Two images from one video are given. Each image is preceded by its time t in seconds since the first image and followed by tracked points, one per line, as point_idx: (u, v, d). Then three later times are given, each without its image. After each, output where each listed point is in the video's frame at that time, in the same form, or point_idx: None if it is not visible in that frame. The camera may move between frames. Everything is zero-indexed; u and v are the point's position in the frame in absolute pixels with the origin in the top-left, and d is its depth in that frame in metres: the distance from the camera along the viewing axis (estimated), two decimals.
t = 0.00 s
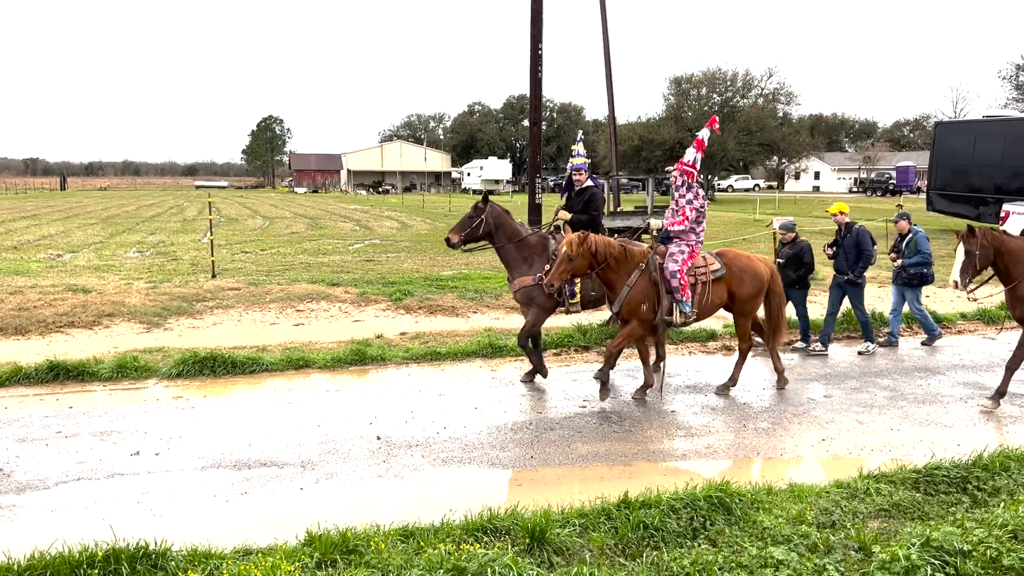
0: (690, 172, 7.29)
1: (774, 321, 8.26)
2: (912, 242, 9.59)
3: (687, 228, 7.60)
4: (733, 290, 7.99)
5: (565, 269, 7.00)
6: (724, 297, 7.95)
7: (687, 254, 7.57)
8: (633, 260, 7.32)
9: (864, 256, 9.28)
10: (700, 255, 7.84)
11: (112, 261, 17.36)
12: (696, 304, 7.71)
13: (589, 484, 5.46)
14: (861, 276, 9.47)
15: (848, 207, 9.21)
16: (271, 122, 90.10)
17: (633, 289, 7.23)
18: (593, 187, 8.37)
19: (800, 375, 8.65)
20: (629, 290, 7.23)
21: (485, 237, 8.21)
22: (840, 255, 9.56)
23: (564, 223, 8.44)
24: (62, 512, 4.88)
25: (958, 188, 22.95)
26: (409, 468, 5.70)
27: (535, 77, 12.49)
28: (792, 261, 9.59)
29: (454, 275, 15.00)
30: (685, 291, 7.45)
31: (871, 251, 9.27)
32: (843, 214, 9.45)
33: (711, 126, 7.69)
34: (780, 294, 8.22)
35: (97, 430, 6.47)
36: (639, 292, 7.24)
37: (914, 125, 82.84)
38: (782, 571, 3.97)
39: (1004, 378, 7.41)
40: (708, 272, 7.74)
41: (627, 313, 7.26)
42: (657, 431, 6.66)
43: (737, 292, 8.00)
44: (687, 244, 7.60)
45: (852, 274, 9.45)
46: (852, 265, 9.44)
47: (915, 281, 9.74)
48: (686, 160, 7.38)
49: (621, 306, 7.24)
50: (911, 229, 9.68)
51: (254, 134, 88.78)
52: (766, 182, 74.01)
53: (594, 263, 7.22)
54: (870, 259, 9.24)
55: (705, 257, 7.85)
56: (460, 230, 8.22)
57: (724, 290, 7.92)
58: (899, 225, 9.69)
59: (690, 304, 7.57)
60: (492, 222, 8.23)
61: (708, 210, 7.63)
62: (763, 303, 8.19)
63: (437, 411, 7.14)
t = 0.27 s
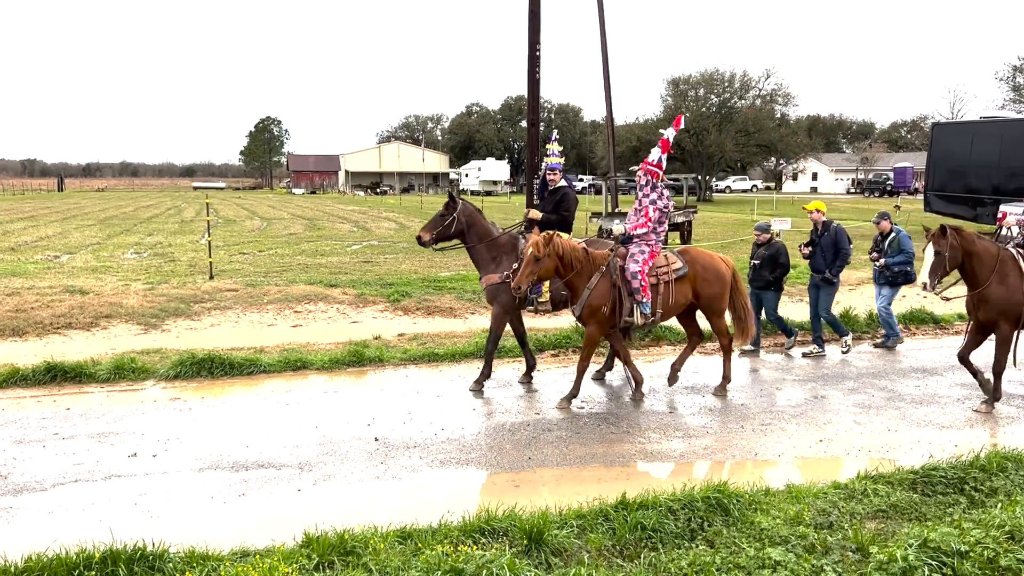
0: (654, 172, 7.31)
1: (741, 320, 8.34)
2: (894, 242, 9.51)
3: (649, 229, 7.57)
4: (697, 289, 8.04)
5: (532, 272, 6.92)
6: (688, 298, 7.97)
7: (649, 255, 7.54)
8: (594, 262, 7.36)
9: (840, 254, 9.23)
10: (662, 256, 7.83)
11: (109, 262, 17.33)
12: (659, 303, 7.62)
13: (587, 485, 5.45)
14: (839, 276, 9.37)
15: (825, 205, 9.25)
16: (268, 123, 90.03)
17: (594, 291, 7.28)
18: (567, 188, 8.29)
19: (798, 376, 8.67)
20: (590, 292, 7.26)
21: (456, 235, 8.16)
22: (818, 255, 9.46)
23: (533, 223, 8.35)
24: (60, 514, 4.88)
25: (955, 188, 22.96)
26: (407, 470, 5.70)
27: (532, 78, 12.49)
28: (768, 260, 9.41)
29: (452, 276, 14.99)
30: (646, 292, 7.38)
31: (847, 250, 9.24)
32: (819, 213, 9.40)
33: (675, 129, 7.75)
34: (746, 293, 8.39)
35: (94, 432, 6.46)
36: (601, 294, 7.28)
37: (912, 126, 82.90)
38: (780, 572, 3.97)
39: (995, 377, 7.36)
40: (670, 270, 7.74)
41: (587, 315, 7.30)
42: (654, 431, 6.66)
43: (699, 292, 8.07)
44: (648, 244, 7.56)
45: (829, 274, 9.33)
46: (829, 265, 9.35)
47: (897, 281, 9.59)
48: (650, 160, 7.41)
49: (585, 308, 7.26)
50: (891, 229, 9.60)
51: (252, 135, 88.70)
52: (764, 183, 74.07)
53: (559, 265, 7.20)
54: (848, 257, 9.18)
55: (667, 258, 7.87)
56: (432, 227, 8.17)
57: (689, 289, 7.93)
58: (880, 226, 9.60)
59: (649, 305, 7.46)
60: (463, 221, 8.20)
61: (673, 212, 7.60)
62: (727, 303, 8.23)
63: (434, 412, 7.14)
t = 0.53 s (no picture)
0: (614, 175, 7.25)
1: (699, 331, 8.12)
2: (874, 246, 9.48)
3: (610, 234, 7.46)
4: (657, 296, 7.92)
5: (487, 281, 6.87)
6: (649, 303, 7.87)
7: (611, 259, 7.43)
8: (555, 266, 7.25)
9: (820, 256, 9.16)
10: (624, 260, 7.72)
11: (106, 264, 17.31)
12: (619, 307, 7.55)
13: (583, 487, 5.43)
14: (817, 278, 9.26)
15: (803, 208, 9.24)
16: (266, 124, 89.99)
17: (558, 294, 7.20)
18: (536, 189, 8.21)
19: (795, 376, 8.67)
20: (554, 296, 7.19)
21: (422, 241, 8.25)
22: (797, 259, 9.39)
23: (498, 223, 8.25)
24: (56, 516, 4.87)
25: (952, 189, 23.00)
26: (404, 471, 5.70)
27: (530, 79, 12.49)
28: (745, 262, 9.25)
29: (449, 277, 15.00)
30: (605, 295, 7.30)
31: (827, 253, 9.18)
32: (799, 216, 9.35)
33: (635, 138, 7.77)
34: (701, 296, 8.20)
35: (91, 433, 6.45)
36: (563, 297, 7.21)
37: (909, 128, 83.04)
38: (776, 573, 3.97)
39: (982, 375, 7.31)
40: (631, 276, 7.60)
41: (553, 317, 7.23)
42: (650, 432, 6.66)
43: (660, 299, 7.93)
44: (611, 250, 7.47)
45: (809, 276, 9.25)
46: (810, 267, 9.27)
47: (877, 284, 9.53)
48: (611, 164, 7.34)
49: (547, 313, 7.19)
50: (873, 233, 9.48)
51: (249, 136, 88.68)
52: (761, 184, 74.14)
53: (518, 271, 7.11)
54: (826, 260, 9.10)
55: (628, 262, 7.74)
56: (397, 236, 8.29)
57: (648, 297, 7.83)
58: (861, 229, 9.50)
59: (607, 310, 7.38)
60: (429, 226, 8.29)
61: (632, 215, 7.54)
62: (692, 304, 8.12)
63: (430, 414, 7.14)
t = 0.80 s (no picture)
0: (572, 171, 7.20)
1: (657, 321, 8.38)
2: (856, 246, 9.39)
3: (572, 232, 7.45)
4: (617, 292, 7.97)
5: (448, 277, 6.66)
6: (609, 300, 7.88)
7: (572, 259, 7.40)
8: (518, 266, 7.10)
9: (799, 258, 9.11)
10: (585, 257, 7.72)
11: (103, 265, 17.27)
12: (582, 306, 7.53)
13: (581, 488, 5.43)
14: (795, 280, 9.25)
15: (784, 210, 9.13)
16: (263, 125, 89.92)
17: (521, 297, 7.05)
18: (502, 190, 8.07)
19: (793, 377, 8.69)
20: (516, 299, 7.04)
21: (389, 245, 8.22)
22: (776, 259, 9.34)
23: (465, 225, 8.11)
24: (52, 518, 4.86)
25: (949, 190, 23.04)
26: (401, 472, 5.69)
27: (527, 79, 12.49)
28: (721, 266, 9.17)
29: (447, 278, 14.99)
30: (570, 294, 7.27)
31: (807, 255, 9.11)
32: (779, 218, 9.26)
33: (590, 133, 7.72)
34: (666, 294, 8.44)
35: (88, 435, 6.44)
36: (527, 300, 7.08)
37: (906, 129, 83.17)
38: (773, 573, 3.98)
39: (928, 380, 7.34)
40: (592, 272, 7.65)
41: (518, 320, 7.10)
42: (648, 433, 6.67)
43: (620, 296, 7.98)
44: (572, 248, 7.45)
45: (787, 278, 9.23)
46: (788, 269, 9.24)
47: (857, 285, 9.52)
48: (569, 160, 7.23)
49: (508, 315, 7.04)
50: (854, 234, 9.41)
51: (247, 137, 88.61)
52: (759, 185, 74.21)
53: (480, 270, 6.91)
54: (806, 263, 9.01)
55: (591, 259, 7.76)
56: (364, 243, 8.26)
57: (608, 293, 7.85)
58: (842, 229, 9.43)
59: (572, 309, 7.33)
60: (392, 229, 8.20)
61: (593, 212, 7.54)
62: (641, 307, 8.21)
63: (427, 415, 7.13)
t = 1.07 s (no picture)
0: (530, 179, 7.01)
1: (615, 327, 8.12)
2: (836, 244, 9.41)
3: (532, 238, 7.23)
4: (579, 299, 7.68)
5: (403, 282, 6.58)
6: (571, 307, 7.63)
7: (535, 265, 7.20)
8: (476, 271, 7.00)
9: (779, 260, 9.04)
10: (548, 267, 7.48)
11: (99, 267, 17.24)
12: (541, 314, 7.32)
13: (579, 488, 5.43)
14: (776, 282, 9.20)
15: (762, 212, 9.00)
16: (260, 126, 89.85)
17: (479, 301, 6.96)
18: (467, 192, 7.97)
19: (789, 377, 8.69)
20: (475, 303, 6.94)
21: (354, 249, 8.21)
22: (756, 261, 9.27)
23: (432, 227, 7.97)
24: (48, 519, 4.84)
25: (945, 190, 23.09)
26: (398, 474, 5.68)
27: (524, 80, 12.50)
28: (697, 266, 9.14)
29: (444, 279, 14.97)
30: (531, 302, 7.07)
31: (787, 257, 9.04)
32: (757, 219, 9.15)
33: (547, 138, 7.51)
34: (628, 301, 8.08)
35: (85, 436, 6.42)
36: (485, 305, 6.96)
37: (902, 129, 83.30)
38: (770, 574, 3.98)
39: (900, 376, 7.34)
40: (556, 282, 7.36)
41: (474, 326, 6.98)
42: (644, 434, 6.67)
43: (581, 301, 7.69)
44: (534, 253, 7.25)
45: (767, 280, 9.17)
46: (768, 271, 9.17)
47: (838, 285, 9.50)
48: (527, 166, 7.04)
49: (467, 320, 6.95)
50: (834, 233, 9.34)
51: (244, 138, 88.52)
52: (756, 185, 74.30)
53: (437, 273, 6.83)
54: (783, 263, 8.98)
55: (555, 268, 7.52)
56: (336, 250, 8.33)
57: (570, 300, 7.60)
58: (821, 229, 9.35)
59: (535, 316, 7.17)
60: (355, 233, 8.16)
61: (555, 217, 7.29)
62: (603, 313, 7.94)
63: (423, 416, 7.12)
